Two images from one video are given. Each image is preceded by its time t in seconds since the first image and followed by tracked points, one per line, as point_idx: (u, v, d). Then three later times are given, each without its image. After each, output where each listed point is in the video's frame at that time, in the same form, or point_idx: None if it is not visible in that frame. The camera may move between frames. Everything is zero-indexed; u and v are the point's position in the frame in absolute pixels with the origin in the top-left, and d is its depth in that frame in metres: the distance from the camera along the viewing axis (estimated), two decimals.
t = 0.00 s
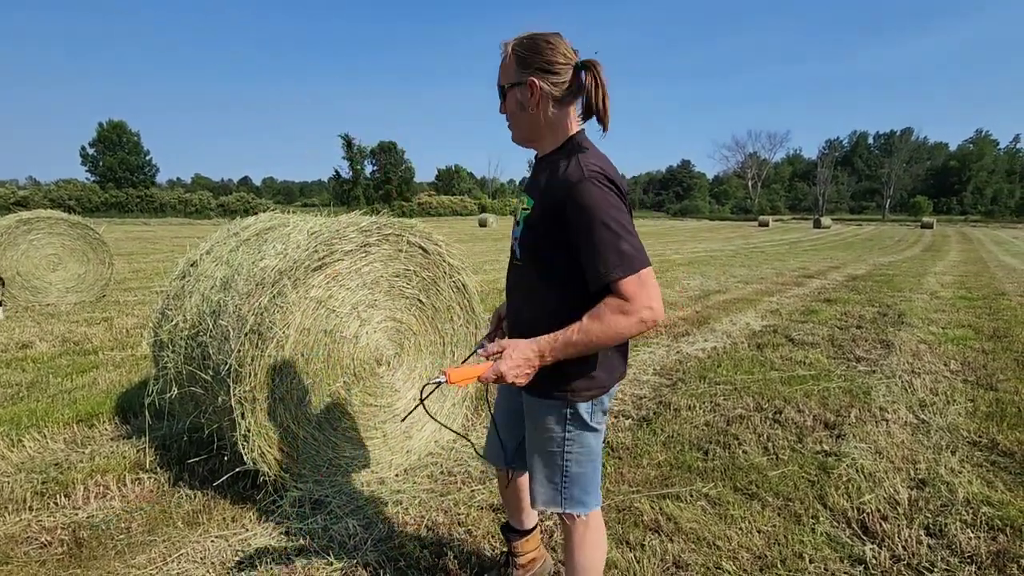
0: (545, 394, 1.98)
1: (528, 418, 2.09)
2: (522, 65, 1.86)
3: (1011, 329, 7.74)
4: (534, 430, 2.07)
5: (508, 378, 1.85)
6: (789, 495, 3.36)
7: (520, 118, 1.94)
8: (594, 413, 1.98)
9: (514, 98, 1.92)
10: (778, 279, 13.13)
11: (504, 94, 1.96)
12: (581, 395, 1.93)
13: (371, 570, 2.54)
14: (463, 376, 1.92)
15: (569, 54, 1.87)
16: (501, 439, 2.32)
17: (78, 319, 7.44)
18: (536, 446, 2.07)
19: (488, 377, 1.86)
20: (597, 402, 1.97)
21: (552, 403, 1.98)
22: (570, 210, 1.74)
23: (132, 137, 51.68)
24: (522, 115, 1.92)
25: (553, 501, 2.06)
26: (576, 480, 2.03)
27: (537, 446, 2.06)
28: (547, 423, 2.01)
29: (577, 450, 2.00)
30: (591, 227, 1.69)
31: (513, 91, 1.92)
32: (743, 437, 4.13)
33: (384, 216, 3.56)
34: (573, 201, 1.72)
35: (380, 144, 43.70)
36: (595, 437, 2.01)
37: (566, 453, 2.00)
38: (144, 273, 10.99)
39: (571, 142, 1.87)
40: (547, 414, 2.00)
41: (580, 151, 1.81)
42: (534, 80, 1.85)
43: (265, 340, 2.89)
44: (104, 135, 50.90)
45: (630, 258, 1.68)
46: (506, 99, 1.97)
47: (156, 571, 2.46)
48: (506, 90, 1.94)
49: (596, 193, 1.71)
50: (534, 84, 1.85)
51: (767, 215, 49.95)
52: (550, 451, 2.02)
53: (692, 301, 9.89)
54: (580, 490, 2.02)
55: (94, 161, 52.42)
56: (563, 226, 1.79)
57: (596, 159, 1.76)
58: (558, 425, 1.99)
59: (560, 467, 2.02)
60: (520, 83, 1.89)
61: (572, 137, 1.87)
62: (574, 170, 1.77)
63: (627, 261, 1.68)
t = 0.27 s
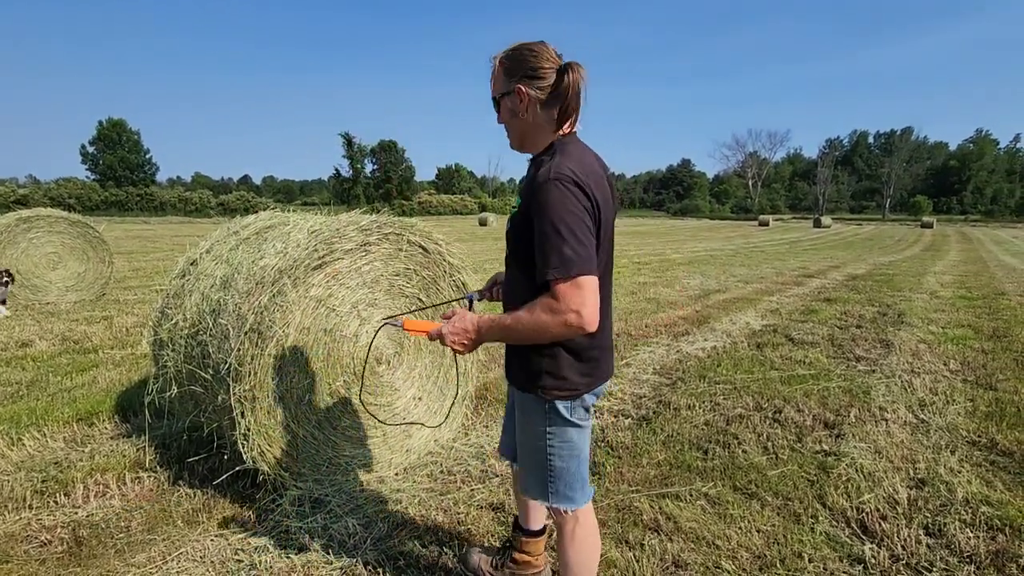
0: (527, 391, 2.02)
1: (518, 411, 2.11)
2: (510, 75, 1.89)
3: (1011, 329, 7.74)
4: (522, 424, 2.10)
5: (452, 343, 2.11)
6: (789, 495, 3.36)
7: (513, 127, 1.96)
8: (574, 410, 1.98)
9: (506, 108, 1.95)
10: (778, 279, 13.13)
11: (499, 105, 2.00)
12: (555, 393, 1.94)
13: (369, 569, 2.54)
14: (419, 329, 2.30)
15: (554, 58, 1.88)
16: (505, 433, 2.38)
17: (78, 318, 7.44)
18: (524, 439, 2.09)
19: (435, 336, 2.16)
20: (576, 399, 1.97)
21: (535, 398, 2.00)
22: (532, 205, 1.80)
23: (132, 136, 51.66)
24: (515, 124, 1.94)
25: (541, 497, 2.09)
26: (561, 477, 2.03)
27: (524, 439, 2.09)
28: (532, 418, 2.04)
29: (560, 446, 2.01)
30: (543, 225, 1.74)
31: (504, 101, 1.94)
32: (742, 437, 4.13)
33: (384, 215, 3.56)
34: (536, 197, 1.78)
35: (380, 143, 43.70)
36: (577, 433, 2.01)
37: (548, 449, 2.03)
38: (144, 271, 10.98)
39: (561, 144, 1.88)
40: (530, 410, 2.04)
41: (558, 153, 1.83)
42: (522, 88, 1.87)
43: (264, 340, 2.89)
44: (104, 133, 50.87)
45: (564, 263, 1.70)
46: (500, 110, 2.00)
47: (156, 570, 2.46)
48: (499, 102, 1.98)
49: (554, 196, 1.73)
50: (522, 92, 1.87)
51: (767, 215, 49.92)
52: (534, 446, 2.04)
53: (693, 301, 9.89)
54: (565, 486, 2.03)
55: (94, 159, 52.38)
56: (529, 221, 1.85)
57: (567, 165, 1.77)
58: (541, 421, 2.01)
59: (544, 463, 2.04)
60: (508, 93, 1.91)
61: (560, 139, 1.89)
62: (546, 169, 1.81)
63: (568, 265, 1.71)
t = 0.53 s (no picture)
0: (515, 380, 2.06)
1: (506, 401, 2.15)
2: (502, 83, 1.97)
3: (1013, 329, 7.73)
4: (508, 414, 2.13)
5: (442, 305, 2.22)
6: (789, 493, 3.36)
7: (512, 132, 2.01)
8: (561, 398, 2.04)
9: (504, 116, 2.00)
10: (779, 278, 13.12)
11: (490, 119, 2.04)
12: (542, 381, 1.98)
13: (370, 566, 2.54)
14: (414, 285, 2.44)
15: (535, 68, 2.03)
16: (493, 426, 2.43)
17: (79, 315, 7.45)
18: (510, 429, 2.13)
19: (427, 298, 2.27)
20: (563, 388, 2.02)
21: (522, 388, 2.04)
22: (524, 196, 1.87)
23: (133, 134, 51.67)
24: (515, 127, 2.00)
25: (525, 487, 2.12)
26: (545, 466, 2.07)
27: (510, 428, 2.13)
28: (518, 408, 2.07)
29: (545, 435, 2.05)
30: (531, 216, 1.82)
31: (501, 109, 2.00)
32: (743, 435, 4.13)
33: (385, 213, 3.56)
34: (527, 189, 1.85)
35: (381, 141, 43.72)
36: (562, 422, 2.06)
37: (533, 438, 2.06)
38: (145, 269, 10.98)
39: (553, 142, 1.98)
40: (517, 399, 2.08)
41: (550, 152, 1.91)
42: (519, 90, 1.96)
43: (265, 337, 2.89)
44: (105, 131, 50.87)
45: (545, 255, 1.78)
46: (494, 122, 2.04)
47: (157, 567, 2.46)
48: (494, 113, 2.02)
49: (544, 191, 1.80)
50: (520, 94, 1.96)
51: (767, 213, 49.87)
52: (521, 435, 2.08)
53: (693, 299, 9.88)
54: (548, 476, 2.07)
55: (95, 157, 52.38)
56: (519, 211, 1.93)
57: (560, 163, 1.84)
58: (528, 411, 2.05)
59: (530, 452, 2.08)
60: (504, 99, 1.98)
61: (548, 139, 1.98)
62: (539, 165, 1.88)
63: (551, 257, 1.78)
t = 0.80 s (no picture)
0: (505, 362, 2.08)
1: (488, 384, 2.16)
2: (489, 92, 1.98)
3: (1015, 328, 7.72)
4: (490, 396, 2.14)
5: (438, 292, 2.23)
6: (790, 492, 3.36)
7: (503, 139, 2.03)
8: (549, 387, 2.11)
9: (494, 127, 2.02)
10: (780, 276, 13.11)
11: (480, 130, 2.05)
12: (533, 366, 2.03)
13: (371, 563, 2.54)
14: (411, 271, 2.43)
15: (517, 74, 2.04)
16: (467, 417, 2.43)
17: (82, 312, 7.47)
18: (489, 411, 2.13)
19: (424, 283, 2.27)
20: (554, 374, 2.09)
21: (511, 371, 2.07)
22: (517, 192, 1.89)
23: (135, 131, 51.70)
24: (505, 134, 2.01)
25: (494, 470, 2.11)
26: (518, 453, 2.10)
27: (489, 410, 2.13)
28: (502, 389, 2.09)
29: (525, 420, 2.08)
30: (525, 212, 1.84)
31: (490, 118, 2.01)
32: (744, 434, 4.13)
33: (386, 211, 3.56)
34: (521, 186, 1.87)
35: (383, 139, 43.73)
36: (542, 411, 2.12)
37: (513, 422, 2.08)
38: (147, 266, 11.00)
39: (543, 144, 2.00)
40: (502, 382, 2.09)
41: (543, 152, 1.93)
42: (506, 98, 1.97)
43: (267, 335, 2.89)
44: (107, 128, 50.92)
45: (541, 249, 1.80)
46: (483, 131, 2.05)
47: (159, 564, 2.47)
48: (484, 124, 2.03)
49: (539, 187, 1.82)
50: (508, 102, 1.98)
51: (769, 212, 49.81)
52: (501, 417, 2.08)
53: (695, 298, 9.88)
54: (512, 464, 2.10)
55: (97, 154, 52.44)
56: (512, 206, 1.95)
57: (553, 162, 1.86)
58: (513, 394, 2.07)
59: (506, 435, 2.09)
60: (493, 107, 1.99)
61: (538, 142, 2.01)
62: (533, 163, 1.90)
63: (545, 250, 1.80)
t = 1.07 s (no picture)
0: (497, 354, 2.09)
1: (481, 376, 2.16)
2: (482, 93, 1.98)
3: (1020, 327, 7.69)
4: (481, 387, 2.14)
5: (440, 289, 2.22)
6: (793, 491, 3.35)
7: (498, 140, 2.02)
8: (541, 380, 2.10)
9: (488, 128, 2.01)
10: (783, 275, 13.08)
11: (475, 132, 2.04)
12: (526, 358, 2.03)
13: (374, 561, 2.54)
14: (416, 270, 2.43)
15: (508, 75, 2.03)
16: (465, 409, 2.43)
17: (85, 310, 7.48)
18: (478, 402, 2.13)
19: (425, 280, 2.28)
20: (545, 369, 2.09)
21: (504, 363, 2.08)
22: (514, 188, 1.89)
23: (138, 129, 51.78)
24: (500, 134, 2.01)
25: (480, 461, 2.10)
26: (503, 445, 2.08)
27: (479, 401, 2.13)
28: (493, 380, 2.10)
29: (512, 413, 2.08)
30: (522, 207, 1.83)
31: (483, 119, 2.00)
32: (747, 433, 4.12)
33: (389, 209, 3.55)
34: (518, 181, 1.87)
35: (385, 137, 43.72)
36: (531, 406, 2.11)
37: (500, 413, 2.07)
38: (150, 264, 11.01)
39: (537, 142, 2.00)
40: (494, 374, 2.10)
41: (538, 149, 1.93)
42: (499, 98, 1.97)
43: (269, 332, 2.89)
44: (110, 126, 50.99)
45: (539, 242, 1.79)
46: (477, 132, 2.04)
47: (162, 561, 2.47)
48: (479, 126, 2.02)
49: (535, 183, 1.82)
50: (501, 102, 1.98)
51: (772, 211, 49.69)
52: (489, 407, 2.08)
53: (697, 297, 9.86)
54: (500, 457, 2.09)
55: (101, 152, 52.53)
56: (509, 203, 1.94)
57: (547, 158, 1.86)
58: (503, 386, 2.07)
59: (493, 427, 2.08)
60: (486, 108, 1.99)
61: (532, 140, 2.00)
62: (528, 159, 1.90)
63: (544, 243, 1.80)
